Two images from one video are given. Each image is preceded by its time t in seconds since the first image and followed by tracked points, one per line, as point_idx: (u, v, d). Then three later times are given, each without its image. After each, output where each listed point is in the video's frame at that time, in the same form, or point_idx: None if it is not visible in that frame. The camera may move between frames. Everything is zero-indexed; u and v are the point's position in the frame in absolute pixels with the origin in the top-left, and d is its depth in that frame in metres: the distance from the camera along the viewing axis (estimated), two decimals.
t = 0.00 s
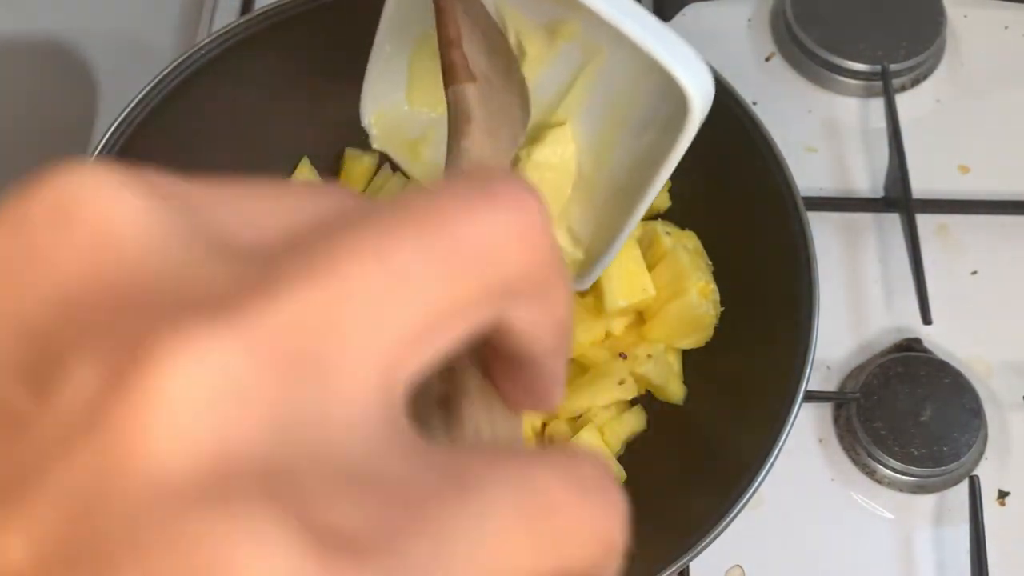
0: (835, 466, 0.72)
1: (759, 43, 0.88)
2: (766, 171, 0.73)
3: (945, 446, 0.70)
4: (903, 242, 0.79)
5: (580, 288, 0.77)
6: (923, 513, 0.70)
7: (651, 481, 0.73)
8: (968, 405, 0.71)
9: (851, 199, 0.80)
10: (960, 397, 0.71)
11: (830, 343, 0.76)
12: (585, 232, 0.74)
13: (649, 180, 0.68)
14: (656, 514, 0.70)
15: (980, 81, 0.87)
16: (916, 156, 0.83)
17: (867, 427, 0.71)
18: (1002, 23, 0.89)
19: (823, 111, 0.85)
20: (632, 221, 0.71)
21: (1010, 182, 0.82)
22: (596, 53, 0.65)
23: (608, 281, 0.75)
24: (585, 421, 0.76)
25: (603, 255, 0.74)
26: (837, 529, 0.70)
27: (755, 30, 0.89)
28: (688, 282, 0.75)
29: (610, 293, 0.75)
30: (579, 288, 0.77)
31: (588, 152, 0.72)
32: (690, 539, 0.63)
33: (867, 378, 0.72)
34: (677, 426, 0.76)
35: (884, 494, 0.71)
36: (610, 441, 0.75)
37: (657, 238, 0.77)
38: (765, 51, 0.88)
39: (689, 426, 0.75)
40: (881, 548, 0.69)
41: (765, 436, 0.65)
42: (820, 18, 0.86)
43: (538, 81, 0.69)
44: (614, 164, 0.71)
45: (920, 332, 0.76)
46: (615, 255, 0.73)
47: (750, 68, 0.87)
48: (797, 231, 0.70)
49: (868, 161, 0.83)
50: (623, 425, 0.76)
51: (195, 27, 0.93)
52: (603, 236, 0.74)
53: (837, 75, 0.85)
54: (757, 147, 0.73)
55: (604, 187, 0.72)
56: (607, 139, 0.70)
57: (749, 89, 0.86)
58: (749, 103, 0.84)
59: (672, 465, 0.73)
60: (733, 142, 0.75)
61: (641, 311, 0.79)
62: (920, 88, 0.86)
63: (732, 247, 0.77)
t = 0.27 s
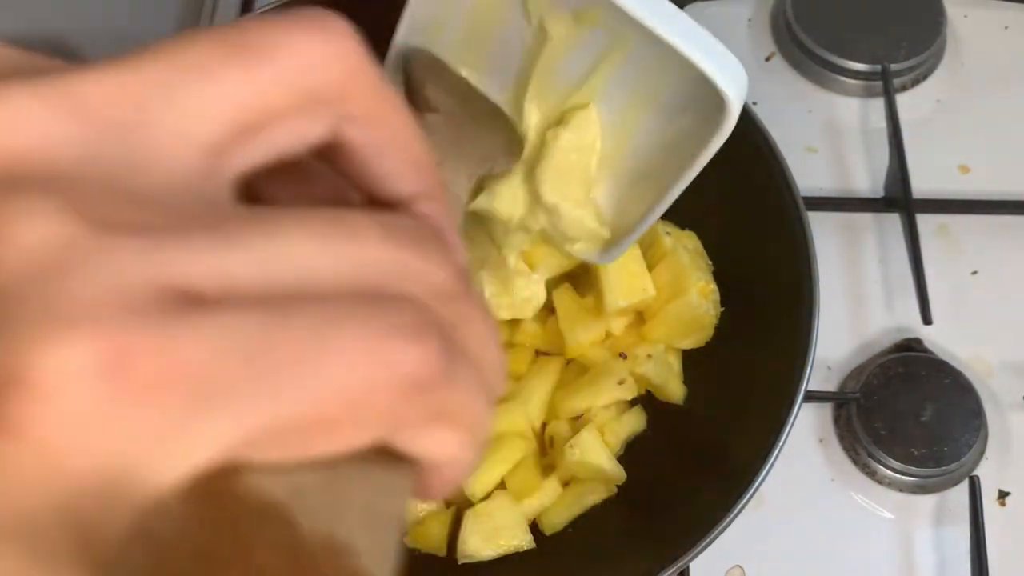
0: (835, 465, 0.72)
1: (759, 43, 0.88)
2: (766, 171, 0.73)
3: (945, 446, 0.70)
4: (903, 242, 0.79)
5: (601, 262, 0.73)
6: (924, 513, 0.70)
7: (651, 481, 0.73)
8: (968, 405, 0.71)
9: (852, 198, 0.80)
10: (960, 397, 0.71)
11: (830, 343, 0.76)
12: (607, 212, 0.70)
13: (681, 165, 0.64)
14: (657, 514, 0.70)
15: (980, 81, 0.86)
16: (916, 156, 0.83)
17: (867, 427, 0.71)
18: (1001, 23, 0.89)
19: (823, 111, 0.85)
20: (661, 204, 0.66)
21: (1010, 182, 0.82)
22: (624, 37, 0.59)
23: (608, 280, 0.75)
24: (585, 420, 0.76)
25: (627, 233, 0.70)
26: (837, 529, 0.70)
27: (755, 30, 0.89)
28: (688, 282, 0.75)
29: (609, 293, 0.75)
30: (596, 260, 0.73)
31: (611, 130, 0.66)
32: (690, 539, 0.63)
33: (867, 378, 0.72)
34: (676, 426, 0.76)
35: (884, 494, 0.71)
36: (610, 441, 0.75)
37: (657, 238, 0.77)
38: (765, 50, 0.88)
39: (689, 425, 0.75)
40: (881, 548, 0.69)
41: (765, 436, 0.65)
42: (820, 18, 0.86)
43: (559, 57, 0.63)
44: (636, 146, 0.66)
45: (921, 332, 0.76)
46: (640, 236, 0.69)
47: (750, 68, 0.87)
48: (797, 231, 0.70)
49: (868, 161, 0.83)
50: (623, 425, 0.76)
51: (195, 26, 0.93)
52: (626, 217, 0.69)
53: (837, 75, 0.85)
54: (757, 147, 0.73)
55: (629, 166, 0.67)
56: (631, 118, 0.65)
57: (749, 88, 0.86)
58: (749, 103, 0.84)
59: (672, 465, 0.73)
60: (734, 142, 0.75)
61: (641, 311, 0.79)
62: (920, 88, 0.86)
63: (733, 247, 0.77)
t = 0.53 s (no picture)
0: (835, 465, 0.72)
1: (759, 43, 0.88)
2: (766, 172, 0.73)
3: (945, 446, 0.70)
4: (903, 242, 0.79)
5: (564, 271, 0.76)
6: (924, 513, 0.70)
7: (651, 481, 0.74)
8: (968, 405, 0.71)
9: (852, 199, 0.80)
10: (960, 397, 0.71)
11: (830, 343, 0.76)
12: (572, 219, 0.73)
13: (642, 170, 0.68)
14: (656, 514, 0.70)
15: (980, 81, 0.87)
16: (915, 156, 0.83)
17: (867, 427, 0.71)
18: (1001, 23, 0.89)
19: (823, 111, 0.85)
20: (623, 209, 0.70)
21: (1010, 182, 0.82)
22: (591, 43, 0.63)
23: (607, 280, 0.75)
24: (585, 420, 0.76)
25: (591, 240, 0.74)
26: (836, 529, 0.70)
27: (755, 30, 0.89)
28: (688, 283, 0.75)
29: (610, 293, 0.75)
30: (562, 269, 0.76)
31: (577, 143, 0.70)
32: (690, 539, 0.64)
33: (867, 378, 0.72)
34: (676, 426, 0.76)
35: (884, 494, 0.71)
36: (610, 441, 0.75)
37: (657, 238, 0.77)
38: (765, 51, 0.88)
39: (689, 425, 0.75)
40: (880, 547, 0.69)
41: (765, 436, 0.66)
42: (820, 18, 0.86)
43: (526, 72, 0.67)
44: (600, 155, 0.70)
45: (920, 332, 0.76)
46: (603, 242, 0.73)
47: (750, 68, 0.87)
48: (796, 231, 0.70)
49: (868, 161, 0.83)
50: (623, 425, 0.76)
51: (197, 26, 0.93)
52: (590, 223, 0.73)
53: (837, 75, 0.85)
54: (757, 148, 0.73)
55: (592, 174, 0.71)
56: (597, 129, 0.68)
57: (749, 89, 0.86)
58: (749, 103, 0.84)
59: (672, 465, 0.74)
60: (733, 143, 0.75)
61: (641, 311, 0.79)
62: (920, 89, 0.86)
63: (732, 247, 0.77)
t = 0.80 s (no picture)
0: (835, 465, 0.72)
1: (760, 42, 0.88)
2: (766, 171, 0.72)
3: (945, 446, 0.69)
4: (903, 242, 0.79)
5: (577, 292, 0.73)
6: (924, 513, 0.70)
7: (651, 481, 0.73)
8: (969, 405, 0.70)
9: (852, 198, 0.80)
10: (961, 397, 0.71)
11: (831, 343, 0.76)
12: (585, 241, 0.69)
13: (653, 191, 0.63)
14: (656, 514, 0.70)
15: (980, 80, 0.86)
16: (916, 156, 0.83)
17: (867, 427, 0.71)
18: (1002, 23, 0.89)
19: (823, 110, 0.85)
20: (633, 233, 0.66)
21: (1011, 181, 0.82)
22: (600, 58, 0.58)
23: (608, 280, 0.75)
24: (584, 420, 0.76)
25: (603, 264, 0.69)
26: (836, 529, 0.70)
27: (755, 30, 0.89)
28: (688, 282, 0.74)
29: (610, 292, 0.75)
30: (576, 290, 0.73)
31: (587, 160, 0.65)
32: (690, 539, 0.63)
33: (867, 378, 0.72)
34: (676, 426, 0.76)
35: (884, 494, 0.71)
36: (610, 441, 0.75)
37: (657, 238, 0.77)
38: (766, 50, 0.88)
39: (689, 425, 0.75)
40: (881, 548, 0.69)
41: (766, 436, 0.65)
42: (821, 17, 0.86)
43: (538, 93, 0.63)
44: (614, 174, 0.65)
45: (921, 332, 0.76)
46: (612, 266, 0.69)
47: (750, 67, 0.87)
48: (797, 231, 0.70)
49: (868, 161, 0.83)
50: (623, 425, 0.75)
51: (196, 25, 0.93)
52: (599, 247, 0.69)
53: (837, 74, 0.85)
54: (758, 148, 0.73)
55: (605, 196, 0.66)
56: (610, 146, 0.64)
57: (750, 88, 0.86)
58: (749, 103, 0.84)
59: (672, 465, 0.73)
60: (734, 143, 0.75)
61: (641, 310, 0.79)
62: (920, 88, 0.86)
63: (733, 246, 0.77)
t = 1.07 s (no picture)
0: (835, 465, 0.72)
1: (759, 42, 0.88)
2: (766, 171, 0.73)
3: (945, 446, 0.69)
4: (903, 242, 0.79)
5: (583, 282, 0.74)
6: (924, 513, 0.70)
7: (651, 481, 0.73)
8: (968, 405, 0.71)
9: (852, 199, 0.80)
10: (960, 397, 0.71)
11: (831, 344, 0.76)
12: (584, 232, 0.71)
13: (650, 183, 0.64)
14: (656, 514, 0.70)
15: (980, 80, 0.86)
16: (915, 156, 0.83)
17: (867, 427, 0.71)
18: (1002, 23, 0.89)
19: (823, 111, 0.85)
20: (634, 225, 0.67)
21: (1011, 181, 0.82)
22: (594, 52, 0.60)
23: (608, 280, 0.75)
24: (585, 421, 0.76)
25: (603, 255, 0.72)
26: (836, 529, 0.70)
27: (755, 30, 0.89)
28: (688, 282, 0.74)
29: (610, 292, 0.75)
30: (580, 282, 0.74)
31: (588, 155, 0.67)
32: (691, 539, 0.63)
33: (867, 378, 0.72)
34: (676, 426, 0.76)
35: (884, 494, 0.71)
36: (610, 441, 0.75)
37: (657, 238, 0.77)
38: (766, 50, 0.88)
39: (689, 425, 0.75)
40: (881, 548, 0.69)
41: (766, 436, 0.66)
42: (820, 17, 0.86)
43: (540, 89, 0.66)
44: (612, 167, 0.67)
45: (921, 332, 0.76)
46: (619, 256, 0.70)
47: (750, 68, 0.87)
48: (797, 232, 0.70)
49: (868, 161, 0.83)
50: (623, 425, 0.75)
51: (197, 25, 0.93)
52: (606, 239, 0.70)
53: (837, 75, 0.85)
54: (757, 148, 0.73)
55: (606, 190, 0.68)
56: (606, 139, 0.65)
57: (749, 88, 0.86)
58: (749, 103, 0.84)
59: (671, 466, 0.73)
60: (733, 143, 0.75)
61: (641, 310, 0.79)
62: (920, 88, 0.86)
63: (733, 247, 0.77)
